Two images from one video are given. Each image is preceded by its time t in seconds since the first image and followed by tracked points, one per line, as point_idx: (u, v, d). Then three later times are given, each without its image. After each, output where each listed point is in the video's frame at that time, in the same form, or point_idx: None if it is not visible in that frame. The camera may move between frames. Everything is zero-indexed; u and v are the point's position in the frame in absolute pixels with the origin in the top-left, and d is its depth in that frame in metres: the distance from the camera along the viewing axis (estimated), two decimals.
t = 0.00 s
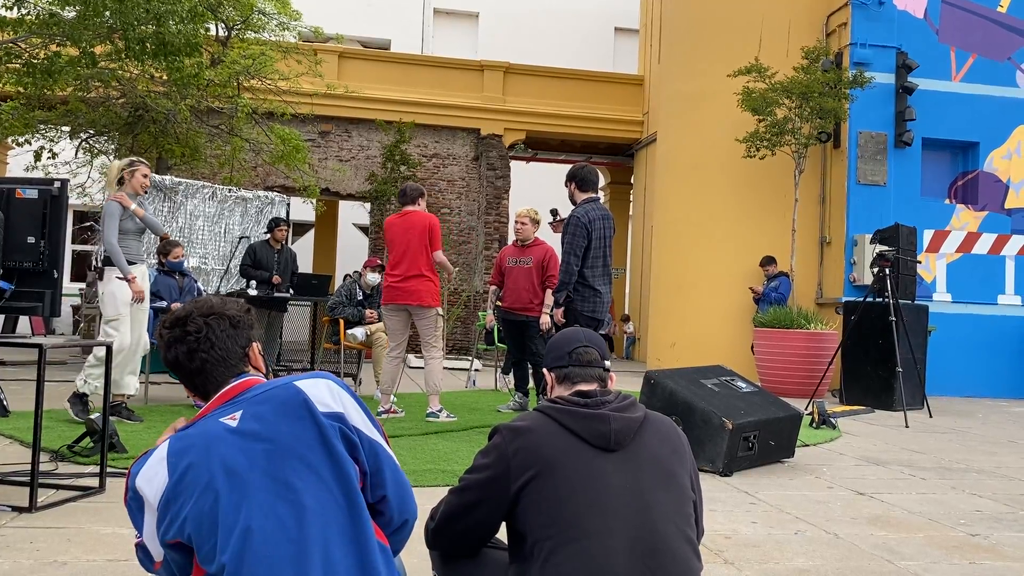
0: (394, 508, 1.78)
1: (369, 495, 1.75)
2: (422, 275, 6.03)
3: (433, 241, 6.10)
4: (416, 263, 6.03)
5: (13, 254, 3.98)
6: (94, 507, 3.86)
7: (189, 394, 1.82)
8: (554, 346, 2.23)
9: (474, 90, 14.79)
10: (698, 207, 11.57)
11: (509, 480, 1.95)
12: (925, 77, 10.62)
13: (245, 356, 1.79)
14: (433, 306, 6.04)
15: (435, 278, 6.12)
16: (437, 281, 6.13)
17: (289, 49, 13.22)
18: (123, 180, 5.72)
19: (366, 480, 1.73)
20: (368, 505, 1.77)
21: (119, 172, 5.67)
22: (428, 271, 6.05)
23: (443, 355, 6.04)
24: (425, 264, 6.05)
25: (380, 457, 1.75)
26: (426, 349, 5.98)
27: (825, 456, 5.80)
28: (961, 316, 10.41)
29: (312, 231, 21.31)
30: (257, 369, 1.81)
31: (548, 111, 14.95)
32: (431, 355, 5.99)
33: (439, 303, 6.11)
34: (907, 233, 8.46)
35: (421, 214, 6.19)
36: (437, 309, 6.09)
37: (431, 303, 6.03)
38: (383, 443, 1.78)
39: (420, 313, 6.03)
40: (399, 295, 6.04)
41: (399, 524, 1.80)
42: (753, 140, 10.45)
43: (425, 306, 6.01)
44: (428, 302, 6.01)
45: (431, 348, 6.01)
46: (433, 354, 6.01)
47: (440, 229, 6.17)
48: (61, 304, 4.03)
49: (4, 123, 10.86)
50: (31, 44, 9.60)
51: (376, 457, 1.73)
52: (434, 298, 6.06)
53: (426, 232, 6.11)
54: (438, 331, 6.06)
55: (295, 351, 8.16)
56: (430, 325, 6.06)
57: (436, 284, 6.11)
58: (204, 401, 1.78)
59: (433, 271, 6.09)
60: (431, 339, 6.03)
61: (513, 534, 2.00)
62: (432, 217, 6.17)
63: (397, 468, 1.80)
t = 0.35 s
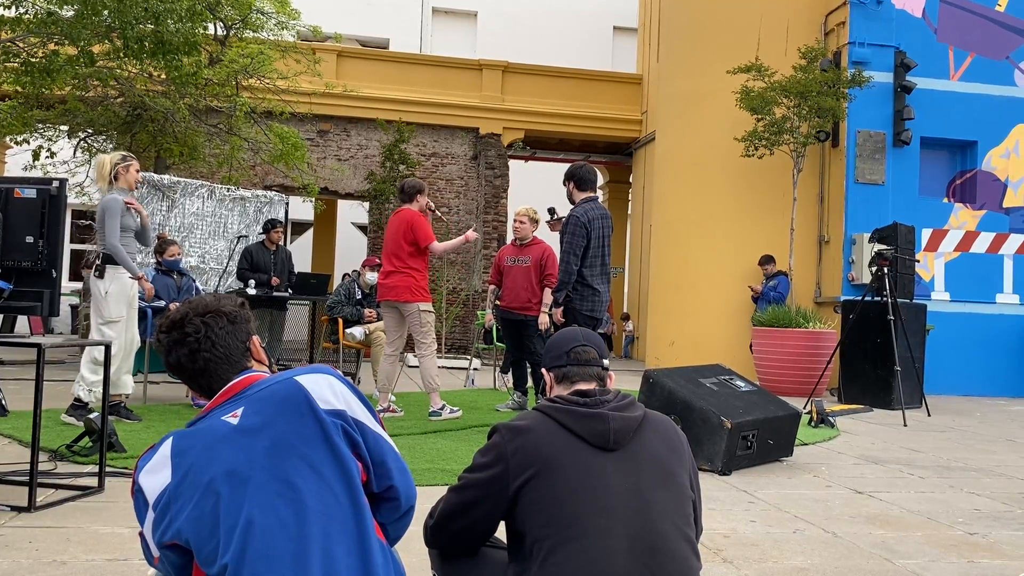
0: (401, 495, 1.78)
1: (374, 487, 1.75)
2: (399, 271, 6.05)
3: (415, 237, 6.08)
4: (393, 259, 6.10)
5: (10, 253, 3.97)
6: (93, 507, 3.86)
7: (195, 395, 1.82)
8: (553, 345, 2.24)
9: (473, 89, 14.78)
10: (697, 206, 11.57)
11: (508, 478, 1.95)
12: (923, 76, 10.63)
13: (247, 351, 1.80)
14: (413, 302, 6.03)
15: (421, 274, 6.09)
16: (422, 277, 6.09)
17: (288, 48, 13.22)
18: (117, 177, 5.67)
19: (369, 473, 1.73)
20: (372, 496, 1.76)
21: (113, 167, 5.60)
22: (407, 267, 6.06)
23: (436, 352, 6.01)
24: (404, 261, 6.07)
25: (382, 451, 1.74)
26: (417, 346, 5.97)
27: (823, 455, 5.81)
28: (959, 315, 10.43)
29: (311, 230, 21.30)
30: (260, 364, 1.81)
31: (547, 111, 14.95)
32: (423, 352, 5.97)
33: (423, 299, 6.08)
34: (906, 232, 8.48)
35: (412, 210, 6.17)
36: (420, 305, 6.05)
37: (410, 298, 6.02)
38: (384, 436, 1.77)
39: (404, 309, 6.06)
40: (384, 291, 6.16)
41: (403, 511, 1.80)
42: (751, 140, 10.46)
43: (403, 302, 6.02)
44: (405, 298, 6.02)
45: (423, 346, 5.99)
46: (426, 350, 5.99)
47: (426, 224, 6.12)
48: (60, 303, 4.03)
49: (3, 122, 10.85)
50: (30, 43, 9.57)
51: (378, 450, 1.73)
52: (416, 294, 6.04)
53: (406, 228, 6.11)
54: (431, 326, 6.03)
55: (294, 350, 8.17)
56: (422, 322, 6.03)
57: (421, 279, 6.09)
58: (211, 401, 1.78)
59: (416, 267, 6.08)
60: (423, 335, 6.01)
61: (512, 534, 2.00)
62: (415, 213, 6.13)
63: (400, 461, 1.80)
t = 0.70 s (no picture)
0: (398, 495, 1.79)
1: (373, 484, 1.74)
2: (412, 273, 6.02)
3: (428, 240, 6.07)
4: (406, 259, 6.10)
5: (8, 253, 3.97)
6: (92, 507, 3.85)
7: (190, 398, 1.81)
8: (554, 343, 2.24)
9: (472, 88, 14.77)
10: (697, 205, 11.56)
11: (508, 477, 1.95)
12: (922, 75, 10.64)
13: (240, 352, 1.79)
14: (425, 305, 6.02)
15: (434, 278, 6.07)
16: (435, 281, 6.07)
17: (287, 47, 13.21)
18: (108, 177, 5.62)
19: (367, 470, 1.71)
20: (370, 494, 1.76)
21: (110, 166, 5.56)
22: (420, 270, 6.04)
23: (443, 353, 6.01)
24: (418, 264, 6.05)
25: (380, 448, 1.73)
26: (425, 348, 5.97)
27: (822, 454, 5.82)
28: (958, 314, 10.44)
29: (310, 230, 21.31)
30: (252, 365, 1.80)
31: (546, 110, 14.94)
32: (431, 354, 5.97)
33: (435, 302, 6.07)
34: (905, 231, 8.48)
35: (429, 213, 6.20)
36: (433, 308, 6.04)
37: (423, 301, 6.00)
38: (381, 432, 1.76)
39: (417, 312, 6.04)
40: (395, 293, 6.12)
41: (401, 510, 1.79)
42: (751, 139, 10.46)
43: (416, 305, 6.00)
44: (417, 301, 6.00)
45: (432, 346, 5.99)
46: (433, 352, 5.99)
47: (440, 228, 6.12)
48: (58, 303, 4.04)
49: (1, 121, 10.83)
50: (28, 43, 9.55)
51: (377, 447, 1.72)
52: (428, 297, 6.03)
53: (421, 230, 6.11)
54: (440, 330, 6.04)
55: (294, 349, 8.16)
56: (433, 324, 6.03)
57: (433, 282, 6.06)
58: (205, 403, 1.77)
59: (429, 271, 6.06)
60: (432, 337, 6.01)
61: (512, 533, 2.00)
62: (432, 216, 6.14)
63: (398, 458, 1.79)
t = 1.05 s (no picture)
0: (381, 478, 1.73)
1: (352, 476, 1.69)
2: (440, 271, 6.03)
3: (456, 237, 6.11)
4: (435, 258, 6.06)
5: (7, 252, 3.97)
6: (90, 508, 3.85)
7: (158, 426, 1.77)
8: (552, 345, 2.24)
9: (471, 88, 14.77)
10: (697, 205, 11.57)
11: (506, 478, 1.95)
12: (920, 75, 10.65)
13: (203, 367, 1.81)
14: (445, 303, 6.07)
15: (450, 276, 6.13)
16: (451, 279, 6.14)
17: (285, 47, 13.20)
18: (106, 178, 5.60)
19: (346, 462, 1.67)
20: (352, 487, 1.71)
21: (108, 167, 5.54)
22: (446, 267, 6.06)
23: (443, 355, 5.97)
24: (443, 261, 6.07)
25: (356, 437, 1.69)
26: (428, 347, 5.95)
27: (821, 454, 5.82)
28: (956, 313, 10.44)
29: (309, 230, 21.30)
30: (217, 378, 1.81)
31: (545, 110, 14.95)
32: (432, 355, 5.94)
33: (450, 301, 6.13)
34: (903, 230, 8.48)
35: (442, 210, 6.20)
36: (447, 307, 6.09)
37: (445, 300, 6.05)
38: (357, 423, 1.72)
39: (434, 310, 6.05)
40: (415, 289, 6.03)
41: (387, 499, 1.74)
42: (750, 139, 10.47)
43: (439, 302, 6.03)
44: (442, 298, 6.04)
45: (433, 347, 5.97)
46: (435, 353, 5.96)
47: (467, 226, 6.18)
48: (56, 304, 4.03)
49: None
50: (26, 43, 9.53)
51: (356, 440, 1.68)
52: (447, 296, 6.09)
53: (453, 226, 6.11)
54: (445, 329, 6.04)
55: (293, 350, 8.17)
56: (438, 324, 6.03)
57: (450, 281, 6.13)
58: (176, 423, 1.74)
59: (449, 269, 6.10)
60: (435, 338, 6.00)
61: (512, 533, 2.00)
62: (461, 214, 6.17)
63: (376, 447, 1.75)
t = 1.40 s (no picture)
0: (369, 485, 1.73)
1: (340, 479, 1.69)
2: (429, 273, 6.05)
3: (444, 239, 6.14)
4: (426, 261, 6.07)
5: (6, 254, 3.96)
6: (89, 510, 3.85)
7: (142, 433, 1.77)
8: (549, 345, 2.24)
9: (469, 89, 14.77)
10: (695, 206, 11.58)
11: (504, 480, 1.95)
12: (918, 76, 10.66)
13: (186, 371, 1.80)
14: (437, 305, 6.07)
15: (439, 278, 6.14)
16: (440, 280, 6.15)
17: (283, 49, 13.19)
18: (108, 182, 5.64)
19: (334, 465, 1.66)
20: (340, 489, 1.71)
21: (109, 172, 5.60)
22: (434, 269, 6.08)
23: (439, 356, 6.02)
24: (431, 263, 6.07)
25: (344, 440, 1.68)
26: (423, 348, 5.97)
27: (820, 454, 5.83)
28: (955, 313, 10.45)
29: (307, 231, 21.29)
30: (200, 383, 1.80)
31: (543, 111, 14.96)
32: (428, 356, 5.96)
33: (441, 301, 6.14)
34: (902, 231, 8.48)
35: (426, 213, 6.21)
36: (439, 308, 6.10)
37: (436, 301, 6.06)
38: (345, 426, 1.72)
39: (425, 313, 6.05)
40: (405, 293, 6.02)
41: (376, 501, 1.75)
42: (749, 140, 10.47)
43: (429, 305, 6.03)
44: (433, 300, 6.05)
45: (428, 348, 5.99)
46: (431, 354, 5.98)
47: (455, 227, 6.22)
48: (54, 306, 4.03)
49: None
50: (24, 44, 9.51)
51: (342, 444, 1.68)
52: (438, 297, 6.09)
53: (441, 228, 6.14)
54: (438, 331, 6.06)
55: (292, 352, 8.16)
56: (430, 325, 6.05)
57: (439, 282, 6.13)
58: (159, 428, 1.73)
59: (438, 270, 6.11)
60: (429, 340, 6.02)
61: (510, 535, 2.00)
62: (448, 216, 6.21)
63: (364, 450, 1.75)
